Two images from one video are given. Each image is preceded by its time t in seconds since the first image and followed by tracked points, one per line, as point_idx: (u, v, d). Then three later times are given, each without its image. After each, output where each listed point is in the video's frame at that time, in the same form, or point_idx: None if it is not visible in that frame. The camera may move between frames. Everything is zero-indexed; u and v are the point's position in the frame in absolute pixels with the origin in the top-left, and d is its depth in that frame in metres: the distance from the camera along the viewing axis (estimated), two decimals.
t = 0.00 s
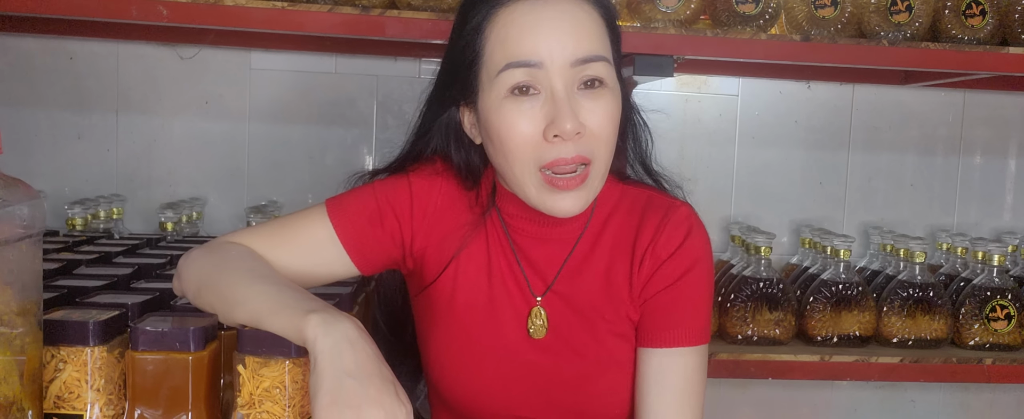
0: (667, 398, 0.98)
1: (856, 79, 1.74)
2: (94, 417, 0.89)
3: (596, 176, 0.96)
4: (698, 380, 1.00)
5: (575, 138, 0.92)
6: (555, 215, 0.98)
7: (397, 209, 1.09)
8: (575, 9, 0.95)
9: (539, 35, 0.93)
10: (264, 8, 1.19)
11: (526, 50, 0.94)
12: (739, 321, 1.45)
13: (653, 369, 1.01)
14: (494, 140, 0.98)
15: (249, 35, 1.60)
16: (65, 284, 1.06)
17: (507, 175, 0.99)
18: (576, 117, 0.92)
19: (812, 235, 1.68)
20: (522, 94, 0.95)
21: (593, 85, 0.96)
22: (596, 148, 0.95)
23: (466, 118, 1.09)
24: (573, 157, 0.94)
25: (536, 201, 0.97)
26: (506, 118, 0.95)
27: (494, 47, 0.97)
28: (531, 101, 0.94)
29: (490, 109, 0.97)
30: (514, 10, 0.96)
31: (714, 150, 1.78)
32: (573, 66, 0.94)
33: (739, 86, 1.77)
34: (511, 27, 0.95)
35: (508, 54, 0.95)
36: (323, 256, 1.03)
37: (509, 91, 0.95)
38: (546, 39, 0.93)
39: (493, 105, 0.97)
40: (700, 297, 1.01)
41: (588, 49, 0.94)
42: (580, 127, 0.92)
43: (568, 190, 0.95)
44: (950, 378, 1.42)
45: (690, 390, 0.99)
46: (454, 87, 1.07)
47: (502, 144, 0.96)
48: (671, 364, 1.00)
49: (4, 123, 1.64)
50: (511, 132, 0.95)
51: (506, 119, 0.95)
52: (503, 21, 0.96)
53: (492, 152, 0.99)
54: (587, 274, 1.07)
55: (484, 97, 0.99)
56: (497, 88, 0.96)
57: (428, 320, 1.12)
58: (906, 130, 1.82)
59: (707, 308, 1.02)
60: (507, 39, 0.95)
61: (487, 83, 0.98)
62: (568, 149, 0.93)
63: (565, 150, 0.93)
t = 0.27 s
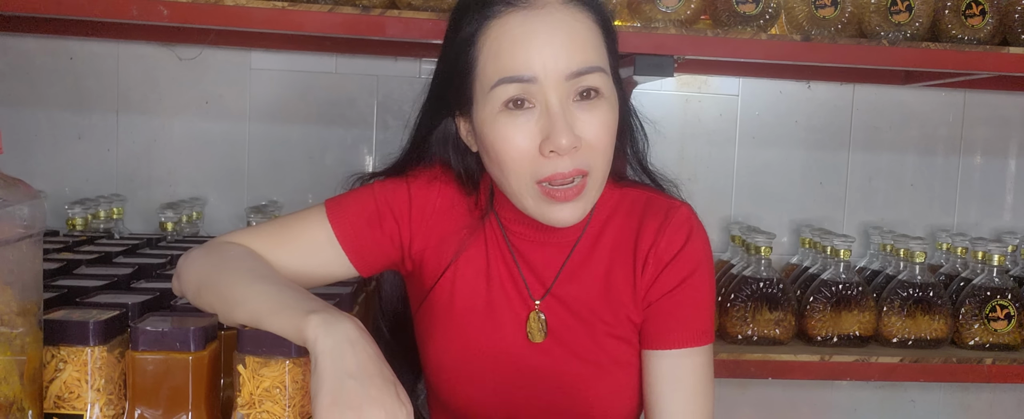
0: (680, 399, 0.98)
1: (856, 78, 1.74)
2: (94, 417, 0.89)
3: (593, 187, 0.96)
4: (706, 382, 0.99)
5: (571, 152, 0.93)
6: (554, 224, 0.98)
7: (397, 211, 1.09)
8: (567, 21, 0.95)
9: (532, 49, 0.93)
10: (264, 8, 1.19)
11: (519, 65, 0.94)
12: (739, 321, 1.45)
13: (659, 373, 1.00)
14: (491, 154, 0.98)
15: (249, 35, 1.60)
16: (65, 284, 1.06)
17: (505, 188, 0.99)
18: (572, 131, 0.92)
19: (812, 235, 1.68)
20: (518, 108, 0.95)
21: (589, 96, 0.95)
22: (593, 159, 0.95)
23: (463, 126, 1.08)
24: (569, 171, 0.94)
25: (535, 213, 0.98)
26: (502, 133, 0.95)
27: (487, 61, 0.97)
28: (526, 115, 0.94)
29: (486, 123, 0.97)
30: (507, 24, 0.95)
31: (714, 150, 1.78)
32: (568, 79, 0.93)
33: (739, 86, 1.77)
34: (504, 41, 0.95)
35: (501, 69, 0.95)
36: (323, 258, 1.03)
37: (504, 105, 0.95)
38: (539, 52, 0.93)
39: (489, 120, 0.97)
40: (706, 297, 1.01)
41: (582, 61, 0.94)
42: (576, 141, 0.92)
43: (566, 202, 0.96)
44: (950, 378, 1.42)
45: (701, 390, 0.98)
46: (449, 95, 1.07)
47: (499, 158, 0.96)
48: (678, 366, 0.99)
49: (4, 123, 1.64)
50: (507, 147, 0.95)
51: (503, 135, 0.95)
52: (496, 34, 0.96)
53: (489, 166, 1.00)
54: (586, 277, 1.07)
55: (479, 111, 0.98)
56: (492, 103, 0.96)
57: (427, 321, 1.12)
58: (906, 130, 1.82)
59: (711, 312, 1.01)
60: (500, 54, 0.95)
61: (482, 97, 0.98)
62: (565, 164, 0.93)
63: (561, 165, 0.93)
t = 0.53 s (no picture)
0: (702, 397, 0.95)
1: (856, 78, 1.74)
2: (94, 417, 0.89)
3: (596, 178, 0.96)
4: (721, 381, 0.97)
5: (573, 141, 0.93)
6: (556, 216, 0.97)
7: (397, 210, 1.09)
8: (571, 12, 0.96)
9: (536, 38, 0.93)
10: (264, 8, 1.19)
11: (523, 54, 0.94)
12: (739, 321, 1.45)
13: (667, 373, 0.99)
14: (493, 144, 0.98)
15: (249, 35, 1.60)
16: (65, 284, 1.06)
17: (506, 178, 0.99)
18: (575, 120, 0.92)
19: (812, 235, 1.68)
20: (521, 97, 0.95)
21: (592, 88, 0.96)
22: (595, 150, 0.95)
23: (466, 120, 1.08)
24: (572, 161, 0.93)
25: (536, 204, 0.97)
26: (504, 122, 0.95)
27: (491, 51, 0.97)
28: (529, 104, 0.94)
29: (489, 113, 0.97)
30: (511, 14, 0.96)
31: (714, 149, 1.78)
32: (572, 69, 0.94)
33: (739, 86, 1.77)
34: (508, 31, 0.95)
35: (505, 58, 0.95)
36: (323, 257, 1.03)
37: (507, 94, 0.95)
38: (542, 42, 0.93)
39: (491, 109, 0.97)
40: (711, 295, 0.99)
41: (586, 51, 0.94)
42: (579, 130, 0.92)
43: (568, 191, 0.95)
44: (950, 377, 1.42)
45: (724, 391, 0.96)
46: (453, 93, 1.07)
47: (502, 149, 0.96)
48: (689, 365, 0.98)
49: (4, 123, 1.64)
50: (509, 136, 0.95)
51: (505, 123, 0.95)
52: (500, 24, 0.96)
53: (491, 157, 0.99)
54: (586, 277, 1.07)
55: (482, 101, 0.99)
56: (495, 93, 0.96)
57: (427, 321, 1.12)
58: (906, 130, 1.82)
59: (721, 309, 1.00)
60: (503, 43, 0.95)
61: (485, 87, 0.98)
62: (567, 153, 0.93)
63: (564, 153, 0.93)
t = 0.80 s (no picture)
0: (685, 404, 0.96)
1: (856, 78, 1.74)
2: (94, 417, 0.89)
3: (600, 179, 0.97)
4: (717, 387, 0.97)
5: (579, 142, 0.93)
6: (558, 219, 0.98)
7: (398, 210, 1.09)
8: (579, 13, 0.95)
9: (543, 40, 0.93)
10: (265, 8, 1.19)
11: (530, 55, 0.94)
12: (739, 321, 1.45)
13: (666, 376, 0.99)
14: (497, 144, 0.98)
15: (249, 35, 1.60)
16: (65, 284, 1.06)
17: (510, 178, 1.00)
18: (581, 121, 0.93)
19: (812, 235, 1.68)
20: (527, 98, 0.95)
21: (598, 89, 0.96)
22: (600, 152, 0.95)
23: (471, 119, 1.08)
24: (577, 162, 0.94)
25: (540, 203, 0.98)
26: (510, 122, 0.95)
27: (497, 50, 0.97)
28: (535, 104, 0.94)
29: (494, 112, 0.97)
30: (519, 14, 0.96)
31: (714, 149, 1.78)
32: (579, 70, 0.93)
33: (739, 86, 1.77)
34: (516, 31, 0.95)
35: (512, 58, 0.95)
36: (324, 257, 1.03)
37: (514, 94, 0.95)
38: (550, 43, 0.93)
39: (496, 109, 0.97)
40: (709, 299, 1.00)
41: (593, 53, 0.94)
42: (585, 132, 0.93)
43: (573, 192, 0.96)
44: (950, 377, 1.42)
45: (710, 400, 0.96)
46: (458, 89, 1.07)
47: (506, 149, 0.96)
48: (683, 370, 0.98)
49: (4, 123, 1.64)
50: (515, 136, 0.95)
51: (511, 123, 0.95)
52: (507, 24, 0.96)
53: (496, 157, 0.99)
54: (587, 277, 1.07)
55: (488, 100, 0.99)
56: (501, 92, 0.96)
57: (427, 321, 1.12)
58: (906, 130, 1.82)
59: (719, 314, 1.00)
60: (511, 43, 0.95)
61: (491, 87, 0.98)
62: (573, 154, 0.93)
63: (569, 154, 0.93)
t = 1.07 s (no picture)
0: (690, 399, 0.95)
1: (856, 79, 1.74)
2: (94, 417, 0.89)
3: (601, 175, 0.96)
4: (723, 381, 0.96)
5: (580, 137, 0.93)
6: (558, 216, 0.98)
7: (398, 210, 1.09)
8: (582, 9, 0.95)
9: (546, 34, 0.93)
10: (265, 8, 1.19)
11: (532, 49, 0.94)
12: (739, 321, 1.45)
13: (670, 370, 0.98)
14: (499, 138, 0.98)
15: (248, 36, 1.60)
16: (65, 284, 1.06)
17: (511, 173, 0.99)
18: (583, 116, 0.92)
19: (812, 235, 1.68)
20: (529, 92, 0.95)
21: (600, 85, 0.96)
22: (602, 148, 0.95)
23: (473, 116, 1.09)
24: (578, 157, 0.93)
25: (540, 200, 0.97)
26: (512, 116, 0.95)
27: (500, 45, 0.97)
28: (537, 99, 0.94)
29: (496, 107, 0.97)
30: (522, 9, 0.96)
31: (714, 149, 1.78)
32: (581, 66, 0.94)
33: (739, 86, 1.77)
34: (518, 26, 0.95)
35: (515, 52, 0.95)
36: (325, 257, 1.03)
37: (516, 89, 0.95)
38: (553, 38, 0.93)
39: (498, 103, 0.97)
40: (711, 297, 0.99)
41: (596, 48, 0.94)
42: (586, 127, 0.92)
43: (574, 189, 0.95)
44: (950, 377, 1.42)
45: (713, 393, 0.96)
46: (461, 86, 1.07)
47: (507, 143, 0.96)
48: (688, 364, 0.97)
49: (4, 123, 1.64)
50: (517, 131, 0.95)
51: (512, 117, 0.95)
52: (511, 19, 0.96)
53: (497, 153, 0.99)
54: (587, 277, 1.07)
55: (490, 95, 0.99)
56: (503, 87, 0.96)
57: (427, 321, 1.11)
58: (906, 130, 1.82)
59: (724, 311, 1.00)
60: (514, 37, 0.96)
61: (493, 82, 0.98)
62: (574, 149, 0.93)
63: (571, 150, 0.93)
